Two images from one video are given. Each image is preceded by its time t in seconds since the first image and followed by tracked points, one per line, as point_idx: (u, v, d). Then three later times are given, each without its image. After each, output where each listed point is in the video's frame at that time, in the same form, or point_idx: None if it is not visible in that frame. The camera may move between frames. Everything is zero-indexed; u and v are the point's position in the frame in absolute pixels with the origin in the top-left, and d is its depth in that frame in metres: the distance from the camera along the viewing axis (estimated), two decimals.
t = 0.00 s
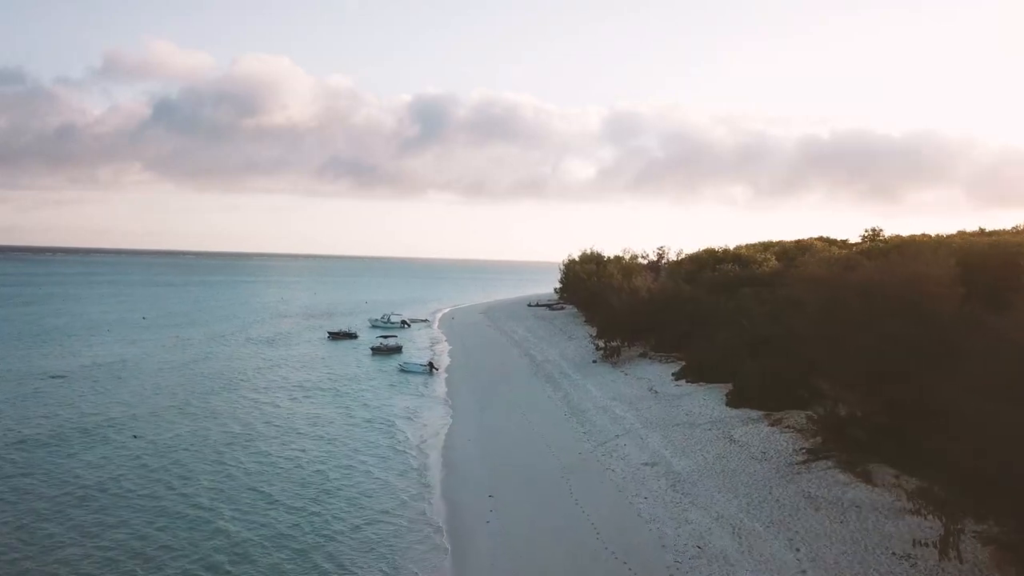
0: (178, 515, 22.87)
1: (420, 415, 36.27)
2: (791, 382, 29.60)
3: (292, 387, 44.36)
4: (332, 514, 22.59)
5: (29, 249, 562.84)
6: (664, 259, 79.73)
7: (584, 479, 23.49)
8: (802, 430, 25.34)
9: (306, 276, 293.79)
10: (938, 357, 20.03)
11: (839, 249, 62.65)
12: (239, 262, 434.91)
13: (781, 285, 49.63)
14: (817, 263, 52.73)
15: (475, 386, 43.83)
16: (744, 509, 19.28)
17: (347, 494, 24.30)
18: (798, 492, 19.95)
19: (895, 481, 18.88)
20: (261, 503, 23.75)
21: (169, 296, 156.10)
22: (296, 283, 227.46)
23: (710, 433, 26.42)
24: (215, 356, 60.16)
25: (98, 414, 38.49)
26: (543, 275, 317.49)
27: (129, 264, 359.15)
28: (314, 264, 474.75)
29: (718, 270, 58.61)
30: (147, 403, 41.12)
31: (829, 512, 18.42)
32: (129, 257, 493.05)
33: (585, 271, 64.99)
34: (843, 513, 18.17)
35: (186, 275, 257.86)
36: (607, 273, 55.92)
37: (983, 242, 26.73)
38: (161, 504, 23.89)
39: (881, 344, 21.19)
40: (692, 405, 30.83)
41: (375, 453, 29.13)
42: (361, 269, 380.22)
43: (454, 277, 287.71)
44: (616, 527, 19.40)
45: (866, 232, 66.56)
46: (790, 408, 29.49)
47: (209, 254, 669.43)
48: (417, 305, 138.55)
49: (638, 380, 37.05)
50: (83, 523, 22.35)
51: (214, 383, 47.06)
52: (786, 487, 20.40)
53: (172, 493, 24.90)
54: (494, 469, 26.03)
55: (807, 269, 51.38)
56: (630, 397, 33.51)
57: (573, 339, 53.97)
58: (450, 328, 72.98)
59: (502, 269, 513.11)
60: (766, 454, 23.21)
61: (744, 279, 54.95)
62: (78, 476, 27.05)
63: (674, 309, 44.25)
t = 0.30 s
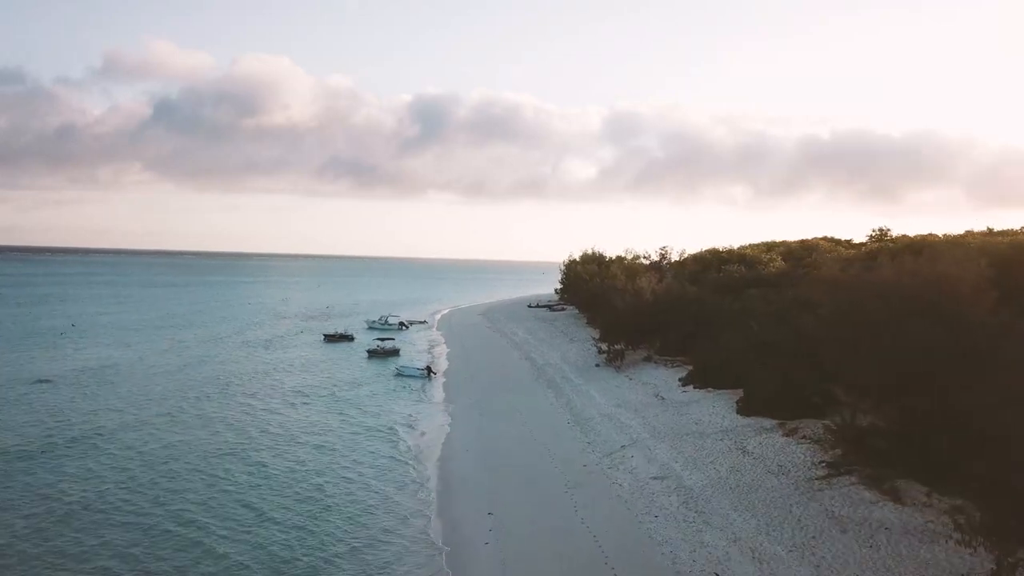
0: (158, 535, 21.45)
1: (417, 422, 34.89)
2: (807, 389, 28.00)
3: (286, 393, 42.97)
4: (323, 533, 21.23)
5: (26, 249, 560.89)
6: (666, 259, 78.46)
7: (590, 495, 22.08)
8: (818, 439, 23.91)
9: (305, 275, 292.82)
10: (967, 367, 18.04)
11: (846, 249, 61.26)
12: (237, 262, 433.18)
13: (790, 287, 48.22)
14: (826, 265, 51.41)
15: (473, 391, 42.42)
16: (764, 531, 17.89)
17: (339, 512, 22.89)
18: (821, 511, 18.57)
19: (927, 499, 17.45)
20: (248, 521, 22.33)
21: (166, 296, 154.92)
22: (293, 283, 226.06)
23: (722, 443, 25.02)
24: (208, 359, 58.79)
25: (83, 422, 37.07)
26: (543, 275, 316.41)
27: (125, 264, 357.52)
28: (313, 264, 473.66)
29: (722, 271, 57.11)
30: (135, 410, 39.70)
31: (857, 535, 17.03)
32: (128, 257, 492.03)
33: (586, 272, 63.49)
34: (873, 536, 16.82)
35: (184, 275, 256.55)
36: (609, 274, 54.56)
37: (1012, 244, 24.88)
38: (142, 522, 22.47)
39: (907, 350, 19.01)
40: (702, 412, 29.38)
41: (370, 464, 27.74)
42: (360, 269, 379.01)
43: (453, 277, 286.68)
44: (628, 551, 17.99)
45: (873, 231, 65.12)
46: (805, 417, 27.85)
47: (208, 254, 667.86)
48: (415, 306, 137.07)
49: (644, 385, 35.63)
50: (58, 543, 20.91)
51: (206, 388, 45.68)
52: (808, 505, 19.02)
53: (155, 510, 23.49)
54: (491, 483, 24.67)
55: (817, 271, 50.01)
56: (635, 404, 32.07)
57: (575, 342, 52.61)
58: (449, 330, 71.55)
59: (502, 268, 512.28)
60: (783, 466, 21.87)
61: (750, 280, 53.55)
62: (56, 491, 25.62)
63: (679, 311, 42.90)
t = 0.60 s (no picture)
0: (138, 557, 20.04)
1: (414, 429, 33.51)
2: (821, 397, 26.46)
3: (278, 399, 41.54)
4: (313, 555, 19.87)
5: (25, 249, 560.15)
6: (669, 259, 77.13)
7: (596, 514, 20.70)
8: (837, 450, 22.47)
9: (303, 276, 291.34)
10: (993, 374, 17.11)
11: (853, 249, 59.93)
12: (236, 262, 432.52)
13: (798, 289, 46.87)
14: (834, 266, 50.10)
15: (472, 395, 41.03)
16: (787, 557, 16.53)
17: (330, 531, 21.50)
18: (849, 531, 17.15)
19: (964, 521, 16.07)
20: (234, 541, 20.96)
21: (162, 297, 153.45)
22: (291, 283, 224.99)
23: (736, 454, 23.65)
24: (200, 363, 57.34)
25: (67, 430, 35.61)
26: (543, 275, 315.51)
27: (123, 264, 356.20)
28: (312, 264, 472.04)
29: (727, 272, 55.77)
30: (121, 417, 38.24)
31: (891, 562, 15.64)
32: (126, 257, 490.18)
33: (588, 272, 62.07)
34: (908, 563, 15.47)
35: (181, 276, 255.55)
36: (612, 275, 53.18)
37: None
38: (121, 543, 21.07)
39: (931, 352, 18.24)
40: (711, 420, 28.00)
41: (365, 476, 26.38)
42: (359, 269, 377.53)
43: (452, 276, 285.37)
44: None
45: (881, 230, 63.76)
46: (818, 426, 26.24)
47: (207, 254, 666.94)
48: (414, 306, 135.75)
49: (649, 391, 34.22)
50: (30, 566, 19.48)
51: (197, 394, 44.23)
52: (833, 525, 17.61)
53: (136, 529, 22.10)
54: (491, 498, 23.32)
55: (826, 272, 48.69)
56: (641, 410, 30.70)
57: (577, 344, 51.19)
58: (447, 331, 70.11)
59: (501, 268, 510.91)
60: (802, 480, 20.52)
61: (755, 282, 52.19)
62: (32, 506, 24.18)
63: (685, 313, 41.51)
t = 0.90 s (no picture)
0: None
1: (411, 437, 32.13)
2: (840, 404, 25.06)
3: (270, 404, 40.14)
4: None
5: (24, 249, 559.18)
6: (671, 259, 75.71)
7: (604, 531, 19.33)
8: (858, 462, 21.12)
9: (303, 275, 290.24)
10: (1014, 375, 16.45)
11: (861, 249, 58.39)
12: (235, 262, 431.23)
13: (807, 289, 45.40)
14: (842, 266, 48.67)
15: (470, 399, 39.62)
16: None
17: (320, 551, 20.15)
18: (880, 556, 15.79)
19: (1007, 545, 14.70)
20: (217, 563, 19.57)
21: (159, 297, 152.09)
22: (289, 283, 223.63)
23: (750, 466, 22.27)
24: (192, 366, 55.94)
25: (49, 438, 34.18)
26: (543, 275, 314.25)
27: (121, 264, 355.14)
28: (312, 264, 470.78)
29: (733, 272, 54.29)
30: (107, 424, 36.89)
31: None
32: (124, 258, 489.04)
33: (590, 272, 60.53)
34: None
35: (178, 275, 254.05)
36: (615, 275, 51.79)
37: None
38: (96, 565, 19.69)
39: (963, 352, 17.58)
40: (722, 428, 26.60)
41: (358, 489, 25.05)
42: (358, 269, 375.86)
43: (452, 276, 284.15)
44: None
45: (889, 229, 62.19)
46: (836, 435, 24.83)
47: (206, 254, 665.61)
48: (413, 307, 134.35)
49: (656, 396, 32.81)
50: None
51: (187, 399, 42.82)
52: (862, 548, 16.26)
53: (114, 548, 20.76)
54: (490, 513, 21.97)
55: (835, 272, 47.24)
56: (648, 418, 29.30)
57: (579, 346, 49.80)
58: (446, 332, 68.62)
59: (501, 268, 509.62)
60: (823, 497, 19.15)
61: (763, 282, 50.70)
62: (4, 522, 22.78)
63: (692, 315, 40.11)
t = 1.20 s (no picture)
0: None
1: (407, 444, 30.77)
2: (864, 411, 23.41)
3: (263, 410, 38.81)
4: None
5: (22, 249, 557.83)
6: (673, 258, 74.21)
7: (613, 551, 17.92)
8: (884, 475, 19.73)
9: (302, 275, 288.74)
10: None
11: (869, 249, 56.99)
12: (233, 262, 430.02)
13: (817, 290, 43.98)
14: (853, 266, 47.23)
15: (469, 403, 38.27)
16: None
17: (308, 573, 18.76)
18: None
19: None
20: None
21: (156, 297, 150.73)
22: (287, 283, 222.33)
23: (767, 479, 20.89)
24: (185, 369, 54.58)
25: (30, 446, 32.77)
26: (543, 274, 312.97)
27: (119, 264, 353.69)
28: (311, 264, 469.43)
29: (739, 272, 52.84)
30: (92, 431, 35.52)
31: None
32: (122, 258, 487.68)
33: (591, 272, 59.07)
34: None
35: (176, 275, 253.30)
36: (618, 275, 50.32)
37: None
38: None
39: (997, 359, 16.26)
40: (735, 436, 25.23)
41: (350, 502, 23.64)
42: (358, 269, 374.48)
43: (452, 276, 282.65)
44: None
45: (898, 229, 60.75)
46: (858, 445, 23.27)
47: (205, 254, 664.59)
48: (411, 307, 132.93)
49: (663, 402, 31.47)
50: None
51: (176, 403, 41.43)
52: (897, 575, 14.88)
53: (92, 569, 19.45)
54: (490, 529, 20.60)
55: (845, 273, 45.91)
56: (655, 425, 27.95)
57: (581, 348, 48.37)
58: (444, 333, 67.21)
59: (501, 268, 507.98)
60: (849, 514, 17.76)
61: (770, 282, 49.30)
62: None
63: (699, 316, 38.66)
